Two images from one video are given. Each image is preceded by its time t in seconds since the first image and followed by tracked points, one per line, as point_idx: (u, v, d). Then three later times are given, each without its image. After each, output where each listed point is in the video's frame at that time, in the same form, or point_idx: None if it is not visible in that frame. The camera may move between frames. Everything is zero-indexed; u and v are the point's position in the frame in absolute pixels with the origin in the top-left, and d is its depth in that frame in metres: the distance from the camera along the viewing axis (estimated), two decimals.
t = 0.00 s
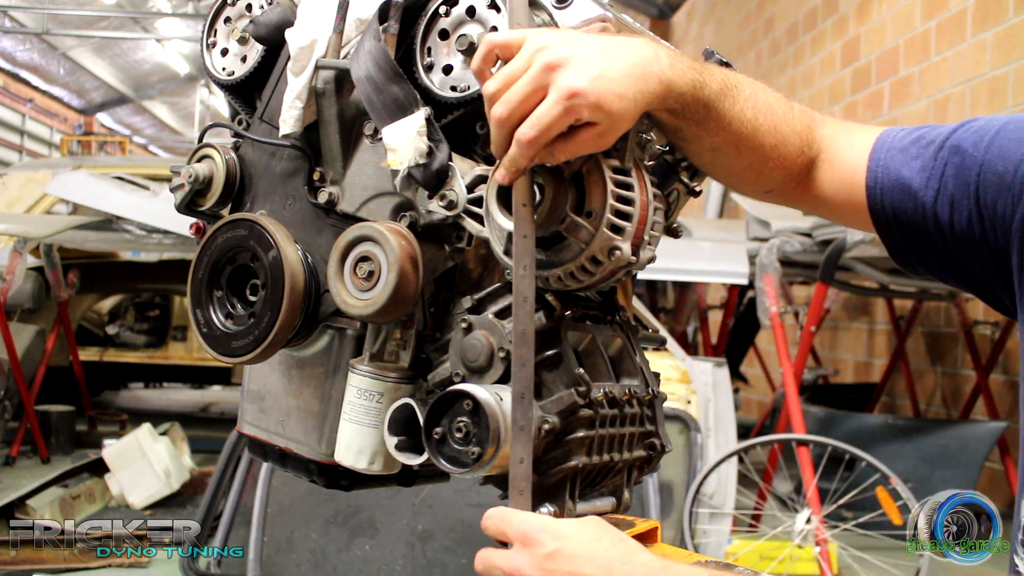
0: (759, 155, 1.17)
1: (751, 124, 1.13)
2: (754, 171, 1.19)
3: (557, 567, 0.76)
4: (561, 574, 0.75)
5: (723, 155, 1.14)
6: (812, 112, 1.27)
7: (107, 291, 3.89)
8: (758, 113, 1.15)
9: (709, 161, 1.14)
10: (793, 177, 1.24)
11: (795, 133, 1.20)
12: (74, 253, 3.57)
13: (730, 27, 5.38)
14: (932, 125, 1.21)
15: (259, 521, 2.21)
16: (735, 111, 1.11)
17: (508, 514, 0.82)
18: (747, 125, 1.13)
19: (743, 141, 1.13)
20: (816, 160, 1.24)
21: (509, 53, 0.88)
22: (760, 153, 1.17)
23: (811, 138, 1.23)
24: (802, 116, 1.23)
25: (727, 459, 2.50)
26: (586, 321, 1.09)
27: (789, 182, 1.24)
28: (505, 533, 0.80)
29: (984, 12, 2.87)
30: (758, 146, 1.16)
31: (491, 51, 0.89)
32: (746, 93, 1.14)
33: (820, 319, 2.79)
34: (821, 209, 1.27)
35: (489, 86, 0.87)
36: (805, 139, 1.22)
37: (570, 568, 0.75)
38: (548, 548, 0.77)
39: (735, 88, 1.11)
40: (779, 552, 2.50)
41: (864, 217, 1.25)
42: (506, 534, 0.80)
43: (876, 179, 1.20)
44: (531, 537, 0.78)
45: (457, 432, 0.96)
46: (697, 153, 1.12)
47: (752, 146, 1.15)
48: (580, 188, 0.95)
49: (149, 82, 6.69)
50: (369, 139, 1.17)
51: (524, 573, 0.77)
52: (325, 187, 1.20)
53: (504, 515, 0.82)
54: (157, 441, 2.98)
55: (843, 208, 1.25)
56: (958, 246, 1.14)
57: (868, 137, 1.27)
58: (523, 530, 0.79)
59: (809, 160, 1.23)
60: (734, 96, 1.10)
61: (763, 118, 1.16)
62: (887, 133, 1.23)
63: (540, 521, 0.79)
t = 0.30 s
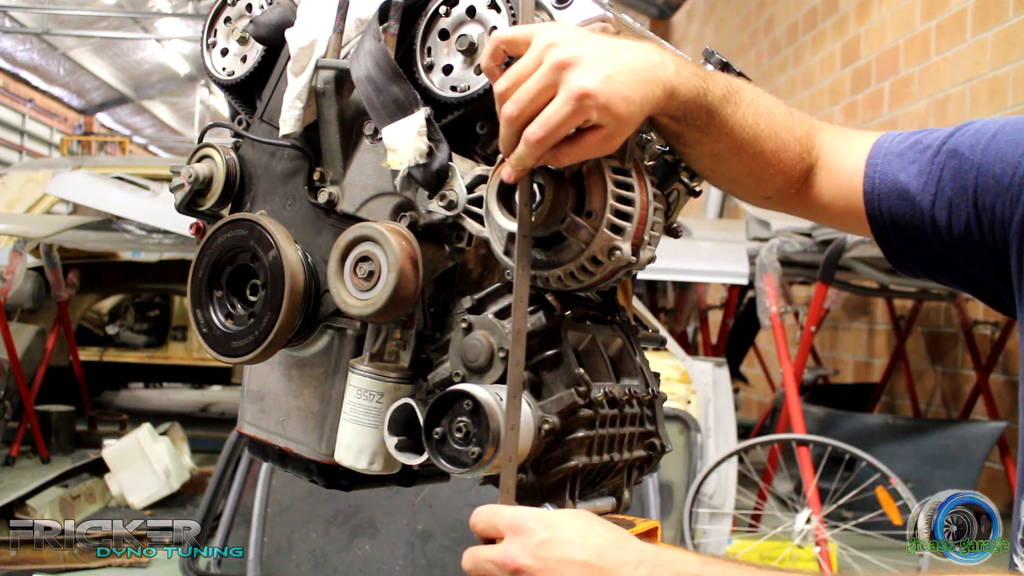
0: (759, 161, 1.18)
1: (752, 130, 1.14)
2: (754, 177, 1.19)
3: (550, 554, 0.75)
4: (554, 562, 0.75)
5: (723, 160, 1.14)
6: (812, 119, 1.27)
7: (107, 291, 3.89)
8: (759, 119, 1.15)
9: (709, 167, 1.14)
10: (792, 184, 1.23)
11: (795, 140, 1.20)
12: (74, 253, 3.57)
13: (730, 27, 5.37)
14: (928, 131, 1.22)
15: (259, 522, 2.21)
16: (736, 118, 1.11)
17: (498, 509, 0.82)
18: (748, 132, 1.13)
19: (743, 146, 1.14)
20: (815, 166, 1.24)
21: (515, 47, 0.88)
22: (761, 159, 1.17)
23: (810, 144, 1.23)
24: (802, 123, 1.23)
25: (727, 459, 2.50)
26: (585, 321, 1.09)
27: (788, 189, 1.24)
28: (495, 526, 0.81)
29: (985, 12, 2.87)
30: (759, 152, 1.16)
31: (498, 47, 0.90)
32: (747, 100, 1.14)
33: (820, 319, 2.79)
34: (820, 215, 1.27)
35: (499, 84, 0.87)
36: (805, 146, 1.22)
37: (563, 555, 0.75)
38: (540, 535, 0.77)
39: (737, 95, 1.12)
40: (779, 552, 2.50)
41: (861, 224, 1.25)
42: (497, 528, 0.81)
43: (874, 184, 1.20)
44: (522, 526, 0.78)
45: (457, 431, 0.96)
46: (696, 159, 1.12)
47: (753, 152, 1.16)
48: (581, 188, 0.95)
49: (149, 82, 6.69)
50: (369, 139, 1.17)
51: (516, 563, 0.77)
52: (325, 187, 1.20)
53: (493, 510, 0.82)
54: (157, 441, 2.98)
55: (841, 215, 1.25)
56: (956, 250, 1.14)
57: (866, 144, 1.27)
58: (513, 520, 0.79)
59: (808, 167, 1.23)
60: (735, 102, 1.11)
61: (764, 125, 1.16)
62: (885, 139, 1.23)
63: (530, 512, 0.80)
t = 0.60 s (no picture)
0: (759, 163, 1.17)
1: (752, 131, 1.14)
2: (755, 179, 1.19)
3: (548, 550, 0.76)
4: (553, 556, 0.75)
5: (723, 161, 1.13)
6: (813, 120, 1.27)
7: (107, 291, 3.89)
8: (760, 120, 1.15)
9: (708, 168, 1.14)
10: (792, 186, 1.23)
11: (795, 141, 1.20)
12: (74, 253, 3.57)
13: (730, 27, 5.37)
14: (928, 131, 1.22)
15: (258, 522, 2.21)
16: (738, 119, 1.11)
17: (494, 514, 0.83)
18: (748, 133, 1.13)
19: (744, 147, 1.13)
20: (815, 167, 1.23)
21: (515, 48, 0.88)
22: (761, 160, 1.17)
23: (811, 146, 1.23)
24: (802, 125, 1.23)
25: (727, 459, 2.50)
26: (586, 321, 1.09)
27: (788, 190, 1.23)
28: (493, 529, 0.81)
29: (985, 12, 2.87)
30: (760, 154, 1.16)
31: (498, 49, 0.90)
32: (748, 101, 1.14)
33: (819, 318, 2.79)
34: (820, 217, 1.27)
35: (498, 85, 0.87)
36: (805, 147, 1.22)
37: (562, 550, 0.75)
38: (538, 532, 0.77)
39: (737, 96, 1.11)
40: (779, 552, 2.50)
41: (862, 225, 1.25)
42: (494, 531, 0.81)
43: (874, 185, 1.20)
44: (520, 525, 0.79)
45: (457, 431, 0.96)
46: (697, 160, 1.12)
47: (753, 154, 1.15)
48: (580, 188, 0.95)
49: (149, 82, 6.69)
50: (369, 139, 1.17)
51: (515, 561, 0.77)
52: (325, 187, 1.20)
53: (490, 515, 0.83)
54: (157, 441, 2.97)
55: (842, 215, 1.25)
56: (957, 251, 1.14)
57: (866, 144, 1.27)
58: (509, 521, 0.80)
59: (808, 168, 1.23)
60: (736, 104, 1.10)
61: (764, 126, 1.16)
62: (884, 140, 1.23)
63: (526, 512, 0.81)
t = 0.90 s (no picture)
0: (758, 165, 1.17)
1: (752, 134, 1.14)
2: (755, 182, 1.19)
3: (546, 559, 0.76)
4: (552, 564, 0.75)
5: (724, 163, 1.13)
6: (812, 122, 1.27)
7: (107, 291, 3.89)
8: (759, 122, 1.15)
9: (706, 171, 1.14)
10: (791, 188, 1.23)
11: (794, 144, 1.20)
12: (74, 253, 3.57)
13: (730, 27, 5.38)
14: (927, 133, 1.22)
15: (258, 522, 2.21)
16: (737, 122, 1.11)
17: (490, 525, 0.83)
18: (748, 136, 1.13)
19: (744, 150, 1.13)
20: (814, 169, 1.23)
21: (516, 48, 0.88)
22: (760, 163, 1.17)
23: (810, 148, 1.23)
24: (802, 128, 1.23)
25: (727, 459, 2.50)
26: (586, 321, 1.09)
27: (786, 192, 1.24)
28: (490, 539, 0.81)
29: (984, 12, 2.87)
30: (759, 156, 1.16)
31: (499, 48, 0.90)
32: (749, 103, 1.14)
33: (820, 319, 2.79)
34: (819, 220, 1.27)
35: (499, 84, 0.87)
36: (803, 150, 1.22)
37: (561, 559, 0.75)
38: (536, 542, 0.77)
39: (737, 98, 1.11)
40: (779, 552, 2.50)
41: (861, 227, 1.25)
42: (491, 541, 0.81)
43: (872, 187, 1.20)
44: (517, 535, 0.79)
45: (457, 432, 0.96)
46: (696, 163, 1.12)
47: (753, 156, 1.15)
48: (580, 188, 0.95)
49: (149, 82, 6.69)
50: (368, 139, 1.17)
51: (511, 570, 0.76)
52: (325, 187, 1.20)
53: (486, 525, 0.83)
54: (157, 441, 2.97)
55: (841, 218, 1.25)
56: (955, 253, 1.14)
57: (864, 147, 1.27)
58: (506, 531, 0.80)
59: (807, 171, 1.23)
60: (736, 106, 1.10)
61: (764, 128, 1.16)
62: (883, 142, 1.24)
63: (522, 522, 0.81)
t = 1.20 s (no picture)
0: (758, 165, 1.17)
1: (752, 134, 1.14)
2: (755, 182, 1.19)
3: (544, 559, 0.76)
4: (549, 565, 0.75)
5: (724, 164, 1.13)
6: (812, 122, 1.27)
7: (107, 291, 3.89)
8: (759, 123, 1.15)
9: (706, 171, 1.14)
10: (791, 188, 1.23)
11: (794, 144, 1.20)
12: (74, 253, 3.57)
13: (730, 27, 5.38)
14: (927, 132, 1.22)
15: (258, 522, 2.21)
16: (737, 122, 1.11)
17: (488, 529, 0.84)
18: (748, 135, 1.13)
19: (744, 150, 1.13)
20: (814, 169, 1.23)
21: (517, 48, 0.88)
22: (760, 163, 1.17)
23: (810, 148, 1.23)
24: (802, 128, 1.23)
25: (727, 459, 2.50)
26: (586, 321, 1.09)
27: (786, 192, 1.24)
28: (488, 543, 0.82)
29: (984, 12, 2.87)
30: (759, 156, 1.16)
31: (500, 49, 0.90)
32: (749, 103, 1.14)
33: (820, 319, 2.79)
34: (820, 220, 1.26)
35: (499, 84, 0.87)
36: (803, 149, 1.22)
37: (558, 559, 0.76)
38: (534, 544, 0.78)
39: (737, 97, 1.11)
40: (779, 552, 2.50)
41: (861, 227, 1.25)
42: (489, 544, 0.82)
43: (872, 186, 1.20)
44: (515, 536, 0.80)
45: (457, 432, 0.96)
46: (697, 164, 1.12)
47: (753, 156, 1.15)
48: (580, 188, 0.95)
49: (149, 82, 6.69)
50: (369, 139, 1.17)
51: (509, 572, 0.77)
52: (325, 187, 1.20)
53: (484, 529, 0.84)
54: (157, 441, 2.97)
55: (841, 217, 1.25)
56: (954, 251, 1.14)
57: (865, 147, 1.27)
58: (504, 535, 0.81)
59: (808, 170, 1.23)
60: (736, 106, 1.10)
61: (765, 128, 1.16)
62: (882, 142, 1.24)
63: (520, 524, 0.81)
